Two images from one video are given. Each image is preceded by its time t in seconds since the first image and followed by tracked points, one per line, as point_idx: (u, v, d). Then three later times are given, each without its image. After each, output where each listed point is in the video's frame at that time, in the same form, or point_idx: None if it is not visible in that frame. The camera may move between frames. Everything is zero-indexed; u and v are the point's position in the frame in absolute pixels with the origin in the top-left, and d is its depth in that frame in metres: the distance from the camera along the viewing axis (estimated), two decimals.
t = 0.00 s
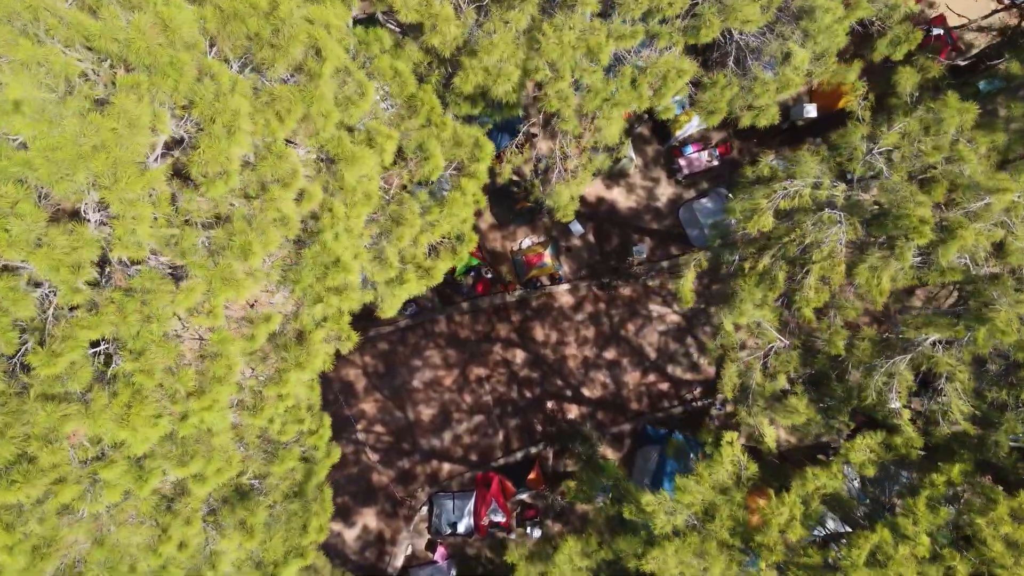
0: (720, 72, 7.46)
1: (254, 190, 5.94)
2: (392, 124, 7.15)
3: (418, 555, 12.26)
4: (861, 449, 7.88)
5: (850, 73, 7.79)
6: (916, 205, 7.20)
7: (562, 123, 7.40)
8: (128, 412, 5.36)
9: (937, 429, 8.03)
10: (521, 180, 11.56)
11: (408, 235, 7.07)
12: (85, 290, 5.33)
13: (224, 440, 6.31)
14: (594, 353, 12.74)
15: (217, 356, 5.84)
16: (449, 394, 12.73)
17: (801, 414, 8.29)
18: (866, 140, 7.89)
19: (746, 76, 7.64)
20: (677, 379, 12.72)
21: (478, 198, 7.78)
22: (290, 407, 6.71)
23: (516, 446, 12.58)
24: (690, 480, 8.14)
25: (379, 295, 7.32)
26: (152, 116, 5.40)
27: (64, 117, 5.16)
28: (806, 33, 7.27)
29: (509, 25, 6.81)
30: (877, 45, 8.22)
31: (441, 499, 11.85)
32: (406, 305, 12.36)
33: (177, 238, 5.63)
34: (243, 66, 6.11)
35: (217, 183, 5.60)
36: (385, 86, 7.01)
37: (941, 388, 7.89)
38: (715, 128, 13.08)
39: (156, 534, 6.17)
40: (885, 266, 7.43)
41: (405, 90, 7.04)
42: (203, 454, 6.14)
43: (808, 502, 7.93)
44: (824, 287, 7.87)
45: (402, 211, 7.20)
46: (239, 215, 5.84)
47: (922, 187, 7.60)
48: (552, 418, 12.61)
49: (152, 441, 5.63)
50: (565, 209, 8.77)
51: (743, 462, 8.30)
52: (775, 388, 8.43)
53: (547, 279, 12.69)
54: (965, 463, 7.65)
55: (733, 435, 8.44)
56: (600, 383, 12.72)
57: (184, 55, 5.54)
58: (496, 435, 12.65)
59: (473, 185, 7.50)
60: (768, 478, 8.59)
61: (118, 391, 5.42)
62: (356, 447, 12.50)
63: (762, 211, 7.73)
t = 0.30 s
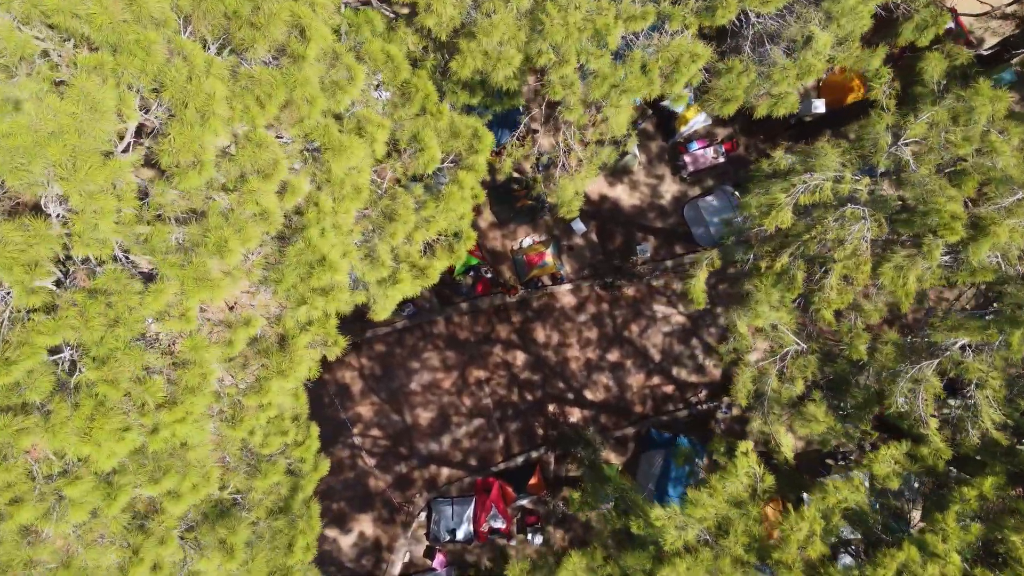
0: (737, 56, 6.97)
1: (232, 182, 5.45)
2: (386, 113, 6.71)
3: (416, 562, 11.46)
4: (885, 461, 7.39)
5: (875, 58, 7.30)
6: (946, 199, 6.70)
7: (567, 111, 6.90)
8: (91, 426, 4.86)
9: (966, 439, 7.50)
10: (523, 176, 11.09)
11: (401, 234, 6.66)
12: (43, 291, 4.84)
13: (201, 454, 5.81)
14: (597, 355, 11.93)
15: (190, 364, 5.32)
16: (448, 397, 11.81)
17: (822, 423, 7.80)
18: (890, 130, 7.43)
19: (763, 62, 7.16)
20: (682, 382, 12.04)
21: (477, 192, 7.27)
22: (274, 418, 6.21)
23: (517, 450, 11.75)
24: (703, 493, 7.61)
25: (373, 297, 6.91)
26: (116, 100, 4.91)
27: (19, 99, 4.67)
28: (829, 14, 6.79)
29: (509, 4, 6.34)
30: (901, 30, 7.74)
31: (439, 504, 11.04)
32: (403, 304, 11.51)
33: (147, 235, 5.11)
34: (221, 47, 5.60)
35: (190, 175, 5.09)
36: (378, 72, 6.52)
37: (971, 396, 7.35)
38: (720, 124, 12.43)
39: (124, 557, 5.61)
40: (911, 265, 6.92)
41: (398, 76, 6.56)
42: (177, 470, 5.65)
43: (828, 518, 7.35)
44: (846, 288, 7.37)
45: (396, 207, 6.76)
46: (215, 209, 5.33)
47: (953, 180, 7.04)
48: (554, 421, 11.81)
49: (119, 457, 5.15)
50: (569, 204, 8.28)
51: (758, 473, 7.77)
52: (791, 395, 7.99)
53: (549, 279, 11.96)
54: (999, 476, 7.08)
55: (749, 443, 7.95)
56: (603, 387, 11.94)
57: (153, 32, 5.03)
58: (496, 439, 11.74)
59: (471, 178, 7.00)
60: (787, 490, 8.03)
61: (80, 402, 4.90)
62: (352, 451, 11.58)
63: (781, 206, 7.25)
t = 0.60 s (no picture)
0: (758, 37, 6.44)
1: (199, 172, 4.86)
2: (376, 99, 6.18)
3: (413, 571, 10.57)
4: (917, 477, 6.81)
5: (906, 41, 6.72)
6: (984, 191, 6.20)
7: (572, 96, 6.32)
8: (37, 446, 4.28)
9: (1003, 453, 6.90)
10: (523, 171, 10.54)
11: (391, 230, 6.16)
12: None
13: (169, 474, 5.23)
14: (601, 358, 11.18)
15: (150, 376, 4.73)
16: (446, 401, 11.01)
17: (846, 434, 7.30)
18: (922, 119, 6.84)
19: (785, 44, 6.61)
20: (688, 385, 11.32)
21: (474, 185, 6.69)
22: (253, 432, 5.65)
23: (517, 455, 10.97)
24: (719, 510, 6.98)
25: (364, 301, 6.44)
26: (67, 78, 4.32)
27: None
28: None
29: None
30: (933, 10, 7.16)
31: (436, 511, 10.20)
32: (400, 305, 10.71)
33: (105, 232, 4.57)
34: (189, 21, 5.02)
35: (150, 165, 4.54)
36: (366, 54, 5.96)
37: (1009, 407, 6.79)
38: (727, 118, 11.63)
39: None
40: (946, 264, 6.34)
41: (388, 58, 5.98)
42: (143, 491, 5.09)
43: (855, 537, 6.82)
44: (872, 291, 6.82)
45: (385, 201, 6.23)
46: (179, 203, 4.75)
47: (994, 171, 6.45)
48: (555, 425, 11.02)
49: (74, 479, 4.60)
50: (574, 198, 7.70)
51: (779, 489, 7.13)
52: (813, 404, 7.46)
53: (551, 280, 11.21)
54: None
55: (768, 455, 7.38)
56: (606, 390, 11.20)
57: (109, 2, 4.46)
58: (496, 443, 10.97)
59: (468, 170, 6.44)
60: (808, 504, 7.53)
61: (26, 417, 4.33)
62: (347, 457, 10.71)
63: (805, 201, 6.69)
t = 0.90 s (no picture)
0: (779, 19, 5.97)
1: (164, 163, 4.38)
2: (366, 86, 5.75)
3: None
4: (948, 495, 6.31)
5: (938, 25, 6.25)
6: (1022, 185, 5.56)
7: (579, 82, 5.84)
8: None
9: None
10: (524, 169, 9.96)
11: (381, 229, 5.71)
12: None
13: (135, 495, 4.75)
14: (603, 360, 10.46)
15: (109, 389, 4.27)
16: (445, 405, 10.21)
17: (871, 447, 6.74)
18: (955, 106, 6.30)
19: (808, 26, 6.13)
20: (692, 387, 10.60)
21: (472, 178, 6.22)
22: (229, 447, 5.19)
23: (518, 459, 10.21)
24: (734, 529, 6.46)
25: (355, 304, 6.01)
26: (13, 55, 3.82)
27: None
28: None
29: None
30: None
31: (435, 518, 9.53)
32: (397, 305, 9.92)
33: (60, 228, 4.09)
34: None
35: (108, 155, 4.07)
36: (354, 36, 5.48)
37: None
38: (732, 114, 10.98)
39: None
40: (980, 264, 5.84)
41: (378, 40, 5.50)
42: (106, 516, 4.62)
43: (880, 558, 6.32)
44: (904, 288, 6.41)
45: (375, 196, 5.77)
46: (142, 197, 4.28)
47: None
48: (556, 430, 10.30)
49: (26, 503, 4.14)
50: (579, 193, 7.22)
51: (799, 505, 6.62)
52: (835, 414, 6.94)
53: (551, 280, 10.44)
54: None
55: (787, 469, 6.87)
56: (607, 393, 10.48)
57: None
58: (495, 448, 10.22)
59: (466, 162, 5.98)
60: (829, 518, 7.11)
61: None
62: (342, 463, 9.93)
63: (828, 196, 6.24)
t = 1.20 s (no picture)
0: None
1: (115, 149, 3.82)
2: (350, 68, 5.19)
3: None
4: (991, 517, 5.75)
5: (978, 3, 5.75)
6: None
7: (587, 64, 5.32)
8: None
9: None
10: (525, 166, 9.33)
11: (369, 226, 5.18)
12: None
13: (87, 527, 4.20)
14: (607, 363, 9.48)
15: (49, 409, 3.71)
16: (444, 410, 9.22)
17: (905, 463, 6.20)
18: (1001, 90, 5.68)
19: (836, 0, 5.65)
20: (700, 392, 9.68)
21: (468, 170, 5.67)
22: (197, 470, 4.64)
23: (518, 466, 9.27)
24: (756, 554, 5.87)
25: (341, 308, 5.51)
26: None
27: None
28: None
29: None
30: None
31: (432, 526, 8.66)
32: (393, 305, 8.97)
33: None
34: None
35: (48, 141, 3.54)
36: (339, 13, 4.97)
37: None
38: (741, 108, 9.90)
39: None
40: None
41: (365, 18, 4.99)
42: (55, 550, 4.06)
43: None
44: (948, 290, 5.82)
45: (362, 189, 5.22)
46: (90, 188, 3.73)
47: None
48: (558, 435, 9.34)
49: None
50: (586, 187, 6.62)
51: (827, 528, 6.04)
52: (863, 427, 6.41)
53: (552, 279, 9.40)
54: None
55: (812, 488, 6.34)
56: (612, 397, 9.52)
57: None
58: (495, 455, 9.26)
59: (462, 153, 5.42)
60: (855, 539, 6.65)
61: None
62: (336, 470, 8.99)
63: (861, 189, 5.66)
